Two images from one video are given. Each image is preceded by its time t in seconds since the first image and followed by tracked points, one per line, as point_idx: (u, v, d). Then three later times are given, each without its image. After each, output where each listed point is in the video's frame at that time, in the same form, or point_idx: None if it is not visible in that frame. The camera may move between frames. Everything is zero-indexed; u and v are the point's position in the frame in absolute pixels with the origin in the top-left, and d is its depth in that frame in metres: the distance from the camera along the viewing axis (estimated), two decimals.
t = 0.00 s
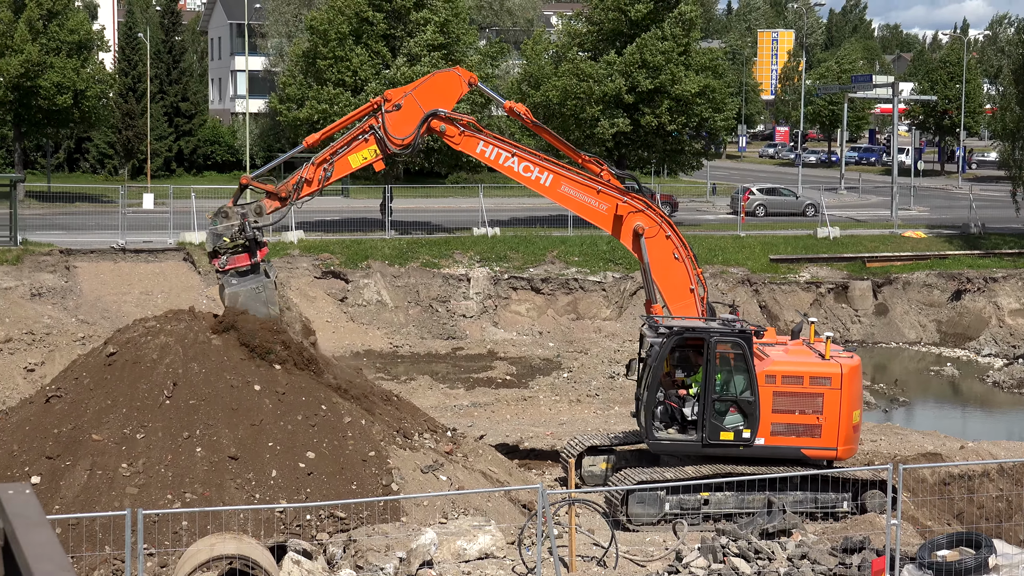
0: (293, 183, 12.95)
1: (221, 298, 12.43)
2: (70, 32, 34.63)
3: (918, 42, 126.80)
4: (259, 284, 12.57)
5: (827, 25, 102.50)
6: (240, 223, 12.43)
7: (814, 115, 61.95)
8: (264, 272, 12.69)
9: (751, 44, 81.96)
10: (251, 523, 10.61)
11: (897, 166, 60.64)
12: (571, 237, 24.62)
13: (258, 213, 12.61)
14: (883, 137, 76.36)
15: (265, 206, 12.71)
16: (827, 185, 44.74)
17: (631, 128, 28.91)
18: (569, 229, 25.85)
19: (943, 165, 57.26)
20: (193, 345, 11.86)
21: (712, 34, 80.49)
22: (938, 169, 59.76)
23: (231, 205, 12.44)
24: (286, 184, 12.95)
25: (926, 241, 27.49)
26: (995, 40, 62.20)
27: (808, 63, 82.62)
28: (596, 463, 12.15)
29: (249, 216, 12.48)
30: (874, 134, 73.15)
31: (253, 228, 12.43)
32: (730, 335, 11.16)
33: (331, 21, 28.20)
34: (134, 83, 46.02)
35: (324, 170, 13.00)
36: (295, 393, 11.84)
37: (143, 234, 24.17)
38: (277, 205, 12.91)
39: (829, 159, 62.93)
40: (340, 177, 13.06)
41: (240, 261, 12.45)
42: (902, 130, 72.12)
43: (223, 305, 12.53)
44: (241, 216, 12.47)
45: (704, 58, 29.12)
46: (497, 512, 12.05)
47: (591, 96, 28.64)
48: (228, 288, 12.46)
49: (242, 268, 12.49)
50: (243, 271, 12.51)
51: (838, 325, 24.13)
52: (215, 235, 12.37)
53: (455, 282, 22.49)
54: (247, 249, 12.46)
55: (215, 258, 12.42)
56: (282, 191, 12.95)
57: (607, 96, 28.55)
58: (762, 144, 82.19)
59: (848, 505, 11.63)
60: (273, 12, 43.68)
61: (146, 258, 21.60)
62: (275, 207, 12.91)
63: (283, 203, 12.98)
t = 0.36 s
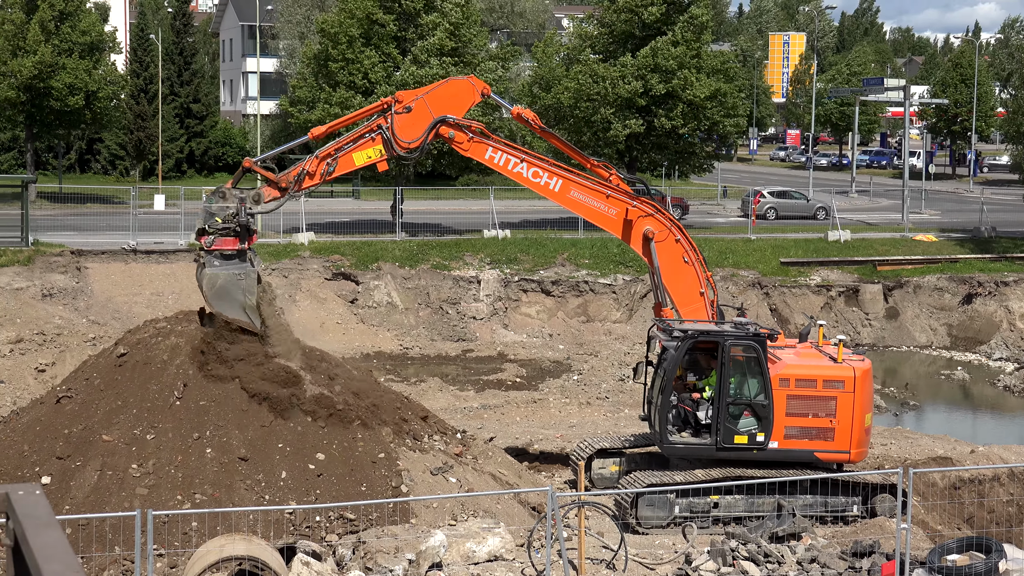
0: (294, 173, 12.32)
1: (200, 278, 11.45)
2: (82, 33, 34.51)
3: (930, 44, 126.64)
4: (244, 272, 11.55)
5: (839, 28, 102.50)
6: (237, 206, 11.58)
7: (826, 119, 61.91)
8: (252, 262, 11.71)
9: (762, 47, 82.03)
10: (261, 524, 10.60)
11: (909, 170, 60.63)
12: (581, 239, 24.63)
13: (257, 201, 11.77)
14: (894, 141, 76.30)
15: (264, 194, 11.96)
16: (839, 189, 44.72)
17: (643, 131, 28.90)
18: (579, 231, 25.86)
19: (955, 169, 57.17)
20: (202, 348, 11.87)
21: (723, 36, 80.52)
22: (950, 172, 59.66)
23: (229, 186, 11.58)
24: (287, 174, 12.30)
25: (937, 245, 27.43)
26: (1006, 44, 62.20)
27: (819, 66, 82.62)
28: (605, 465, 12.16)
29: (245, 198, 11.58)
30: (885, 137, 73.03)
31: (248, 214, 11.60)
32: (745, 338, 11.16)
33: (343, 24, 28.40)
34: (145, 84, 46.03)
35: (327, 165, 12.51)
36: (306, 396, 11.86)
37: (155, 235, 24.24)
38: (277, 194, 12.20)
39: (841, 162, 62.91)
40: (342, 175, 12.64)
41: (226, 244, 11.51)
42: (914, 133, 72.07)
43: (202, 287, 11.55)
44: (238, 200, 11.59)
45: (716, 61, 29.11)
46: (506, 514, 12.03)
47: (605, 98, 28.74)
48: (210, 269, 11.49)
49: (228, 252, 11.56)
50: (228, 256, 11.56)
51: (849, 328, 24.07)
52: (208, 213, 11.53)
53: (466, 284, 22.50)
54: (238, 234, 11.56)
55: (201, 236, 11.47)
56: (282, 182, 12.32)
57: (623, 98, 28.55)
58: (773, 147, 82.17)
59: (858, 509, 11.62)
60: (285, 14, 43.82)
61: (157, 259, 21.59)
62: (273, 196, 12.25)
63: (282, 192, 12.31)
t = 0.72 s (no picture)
0: (291, 174, 12.26)
1: (169, 255, 11.50)
2: (90, 36, 34.54)
3: (937, 48, 126.56)
4: (214, 262, 11.60)
5: (846, 31, 102.56)
6: (230, 196, 11.63)
7: (833, 122, 61.91)
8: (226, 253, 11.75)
9: (768, 51, 82.11)
10: (267, 528, 10.56)
11: (916, 173, 60.67)
12: (588, 242, 24.66)
13: (250, 195, 11.80)
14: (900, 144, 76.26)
15: (258, 190, 11.96)
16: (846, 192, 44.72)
17: (650, 134, 28.94)
18: (586, 235, 25.91)
19: (962, 172, 57.14)
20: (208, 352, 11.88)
21: (730, 40, 80.63)
22: (956, 175, 59.62)
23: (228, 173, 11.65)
24: (284, 173, 12.21)
25: (943, 248, 27.43)
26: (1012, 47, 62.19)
27: (825, 69, 82.67)
28: (612, 469, 12.18)
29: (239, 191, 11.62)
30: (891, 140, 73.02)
31: (238, 206, 11.65)
32: (752, 341, 11.16)
33: (349, 28, 28.48)
34: (153, 87, 45.83)
35: (324, 167, 12.38)
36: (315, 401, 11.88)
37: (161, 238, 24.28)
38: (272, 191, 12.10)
39: (847, 165, 62.92)
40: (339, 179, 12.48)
41: (204, 230, 11.57)
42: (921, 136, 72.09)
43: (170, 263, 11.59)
44: (233, 191, 11.66)
45: (723, 65, 29.13)
46: (513, 518, 12.01)
47: (613, 101, 28.85)
48: (183, 249, 11.55)
49: (204, 238, 11.61)
50: (206, 241, 11.61)
51: (856, 331, 24.08)
52: (200, 197, 11.58)
53: (472, 288, 22.54)
54: (222, 223, 11.63)
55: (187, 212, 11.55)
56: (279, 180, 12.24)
57: (630, 101, 28.61)
58: (779, 150, 82.21)
59: (864, 513, 11.61)
60: (292, 17, 43.92)
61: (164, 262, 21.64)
62: (268, 193, 12.14)
63: (278, 191, 12.20)
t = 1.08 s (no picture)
0: (278, 187, 12.01)
1: (143, 241, 11.31)
2: (91, 38, 34.47)
3: (940, 50, 126.47)
4: (182, 260, 11.36)
5: (848, 33, 102.54)
6: (216, 202, 11.41)
7: (835, 124, 61.86)
8: (197, 255, 11.52)
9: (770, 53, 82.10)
10: (268, 530, 10.55)
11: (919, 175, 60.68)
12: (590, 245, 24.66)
13: (235, 206, 11.55)
14: (903, 146, 76.20)
15: (245, 202, 11.71)
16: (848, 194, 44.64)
17: (650, 136, 28.95)
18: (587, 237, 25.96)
19: (965, 174, 57.08)
20: (209, 354, 11.86)
21: (732, 42, 80.64)
22: (959, 177, 59.56)
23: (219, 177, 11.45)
24: (270, 186, 12.00)
25: (946, 250, 27.41)
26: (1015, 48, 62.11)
27: (827, 71, 82.65)
28: (614, 471, 12.18)
29: (225, 198, 11.42)
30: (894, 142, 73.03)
31: (221, 213, 11.41)
32: (751, 343, 11.15)
33: (351, 30, 28.52)
34: (156, 89, 46.37)
35: (311, 181, 12.15)
36: (318, 404, 11.91)
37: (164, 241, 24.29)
38: (257, 204, 11.91)
39: (850, 167, 62.86)
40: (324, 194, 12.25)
41: (181, 226, 11.35)
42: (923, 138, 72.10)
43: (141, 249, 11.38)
44: (221, 198, 11.44)
45: (725, 67, 29.16)
46: (515, 520, 11.99)
47: (611, 104, 28.96)
48: (157, 238, 11.34)
49: (179, 235, 11.39)
50: (181, 238, 11.38)
51: (858, 333, 24.08)
52: (187, 193, 11.37)
53: (474, 290, 22.56)
54: (202, 224, 11.39)
55: (172, 203, 11.33)
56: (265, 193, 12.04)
57: (627, 103, 28.77)
58: (782, 152, 82.16)
59: (866, 515, 11.63)
60: (294, 19, 43.92)
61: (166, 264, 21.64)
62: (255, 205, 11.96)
63: (263, 203, 12.00)
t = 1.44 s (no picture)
0: (268, 205, 11.74)
1: (130, 228, 11.01)
2: (94, 41, 34.66)
3: (943, 53, 126.30)
4: (159, 257, 10.95)
5: (851, 36, 102.57)
6: (210, 213, 11.21)
7: (839, 127, 61.76)
8: (174, 259, 11.12)
9: (772, 56, 82.11)
10: (269, 533, 10.56)
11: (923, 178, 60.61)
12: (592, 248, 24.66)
13: (227, 222, 11.31)
14: (906, 149, 76.11)
15: (237, 219, 11.45)
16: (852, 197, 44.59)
17: (651, 140, 28.93)
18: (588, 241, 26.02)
19: (967, 177, 57.00)
20: (211, 358, 11.87)
21: (735, 44, 80.62)
22: (962, 181, 59.44)
23: (218, 190, 11.29)
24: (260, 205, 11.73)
25: (948, 253, 27.38)
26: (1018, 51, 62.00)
27: (830, 74, 82.62)
28: (616, 474, 12.19)
29: (219, 210, 11.23)
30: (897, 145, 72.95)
31: (211, 224, 11.18)
32: (749, 346, 11.16)
33: (354, 33, 28.50)
34: (158, 92, 46.29)
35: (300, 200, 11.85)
36: (320, 407, 11.91)
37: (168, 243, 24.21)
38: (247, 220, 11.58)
39: (853, 170, 62.79)
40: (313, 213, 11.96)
41: (169, 224, 11.05)
42: (926, 141, 72.01)
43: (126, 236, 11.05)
44: (214, 211, 11.26)
45: (727, 70, 29.13)
46: (517, 523, 12.00)
47: (611, 108, 29.05)
48: (143, 230, 11.04)
49: (164, 232, 11.08)
50: (166, 237, 11.05)
51: (860, 337, 24.07)
52: (186, 194, 11.17)
53: (476, 293, 22.57)
54: (190, 228, 11.12)
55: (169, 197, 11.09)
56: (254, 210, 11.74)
57: (626, 107, 28.81)
58: (784, 155, 82.10)
59: (868, 518, 11.63)
60: (297, 23, 43.94)
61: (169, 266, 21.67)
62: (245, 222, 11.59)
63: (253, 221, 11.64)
